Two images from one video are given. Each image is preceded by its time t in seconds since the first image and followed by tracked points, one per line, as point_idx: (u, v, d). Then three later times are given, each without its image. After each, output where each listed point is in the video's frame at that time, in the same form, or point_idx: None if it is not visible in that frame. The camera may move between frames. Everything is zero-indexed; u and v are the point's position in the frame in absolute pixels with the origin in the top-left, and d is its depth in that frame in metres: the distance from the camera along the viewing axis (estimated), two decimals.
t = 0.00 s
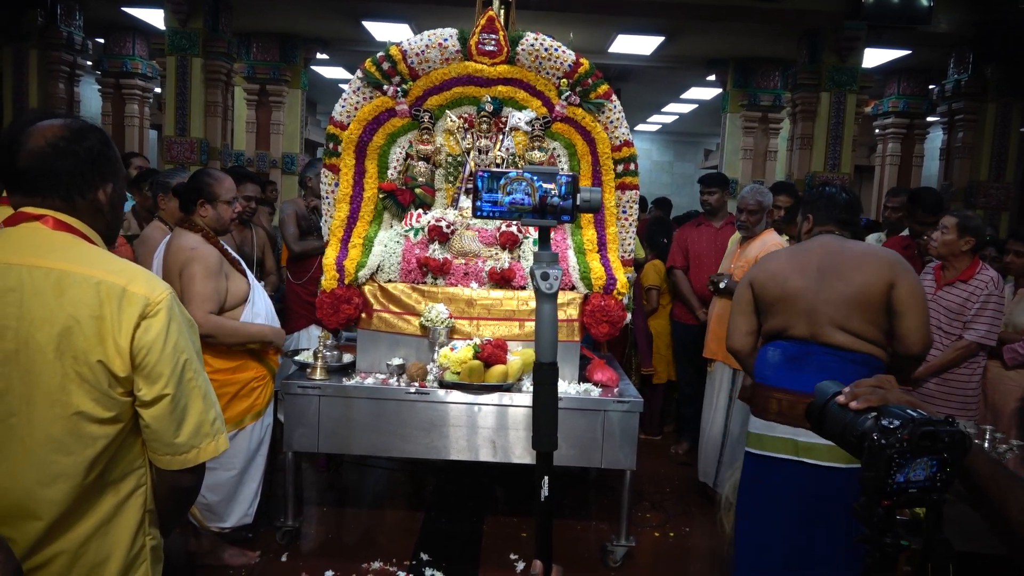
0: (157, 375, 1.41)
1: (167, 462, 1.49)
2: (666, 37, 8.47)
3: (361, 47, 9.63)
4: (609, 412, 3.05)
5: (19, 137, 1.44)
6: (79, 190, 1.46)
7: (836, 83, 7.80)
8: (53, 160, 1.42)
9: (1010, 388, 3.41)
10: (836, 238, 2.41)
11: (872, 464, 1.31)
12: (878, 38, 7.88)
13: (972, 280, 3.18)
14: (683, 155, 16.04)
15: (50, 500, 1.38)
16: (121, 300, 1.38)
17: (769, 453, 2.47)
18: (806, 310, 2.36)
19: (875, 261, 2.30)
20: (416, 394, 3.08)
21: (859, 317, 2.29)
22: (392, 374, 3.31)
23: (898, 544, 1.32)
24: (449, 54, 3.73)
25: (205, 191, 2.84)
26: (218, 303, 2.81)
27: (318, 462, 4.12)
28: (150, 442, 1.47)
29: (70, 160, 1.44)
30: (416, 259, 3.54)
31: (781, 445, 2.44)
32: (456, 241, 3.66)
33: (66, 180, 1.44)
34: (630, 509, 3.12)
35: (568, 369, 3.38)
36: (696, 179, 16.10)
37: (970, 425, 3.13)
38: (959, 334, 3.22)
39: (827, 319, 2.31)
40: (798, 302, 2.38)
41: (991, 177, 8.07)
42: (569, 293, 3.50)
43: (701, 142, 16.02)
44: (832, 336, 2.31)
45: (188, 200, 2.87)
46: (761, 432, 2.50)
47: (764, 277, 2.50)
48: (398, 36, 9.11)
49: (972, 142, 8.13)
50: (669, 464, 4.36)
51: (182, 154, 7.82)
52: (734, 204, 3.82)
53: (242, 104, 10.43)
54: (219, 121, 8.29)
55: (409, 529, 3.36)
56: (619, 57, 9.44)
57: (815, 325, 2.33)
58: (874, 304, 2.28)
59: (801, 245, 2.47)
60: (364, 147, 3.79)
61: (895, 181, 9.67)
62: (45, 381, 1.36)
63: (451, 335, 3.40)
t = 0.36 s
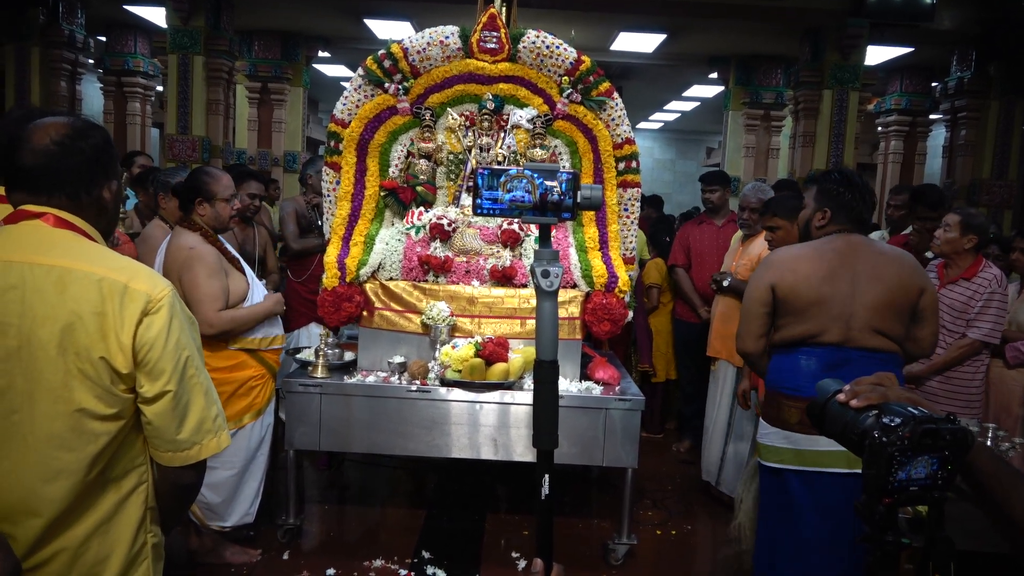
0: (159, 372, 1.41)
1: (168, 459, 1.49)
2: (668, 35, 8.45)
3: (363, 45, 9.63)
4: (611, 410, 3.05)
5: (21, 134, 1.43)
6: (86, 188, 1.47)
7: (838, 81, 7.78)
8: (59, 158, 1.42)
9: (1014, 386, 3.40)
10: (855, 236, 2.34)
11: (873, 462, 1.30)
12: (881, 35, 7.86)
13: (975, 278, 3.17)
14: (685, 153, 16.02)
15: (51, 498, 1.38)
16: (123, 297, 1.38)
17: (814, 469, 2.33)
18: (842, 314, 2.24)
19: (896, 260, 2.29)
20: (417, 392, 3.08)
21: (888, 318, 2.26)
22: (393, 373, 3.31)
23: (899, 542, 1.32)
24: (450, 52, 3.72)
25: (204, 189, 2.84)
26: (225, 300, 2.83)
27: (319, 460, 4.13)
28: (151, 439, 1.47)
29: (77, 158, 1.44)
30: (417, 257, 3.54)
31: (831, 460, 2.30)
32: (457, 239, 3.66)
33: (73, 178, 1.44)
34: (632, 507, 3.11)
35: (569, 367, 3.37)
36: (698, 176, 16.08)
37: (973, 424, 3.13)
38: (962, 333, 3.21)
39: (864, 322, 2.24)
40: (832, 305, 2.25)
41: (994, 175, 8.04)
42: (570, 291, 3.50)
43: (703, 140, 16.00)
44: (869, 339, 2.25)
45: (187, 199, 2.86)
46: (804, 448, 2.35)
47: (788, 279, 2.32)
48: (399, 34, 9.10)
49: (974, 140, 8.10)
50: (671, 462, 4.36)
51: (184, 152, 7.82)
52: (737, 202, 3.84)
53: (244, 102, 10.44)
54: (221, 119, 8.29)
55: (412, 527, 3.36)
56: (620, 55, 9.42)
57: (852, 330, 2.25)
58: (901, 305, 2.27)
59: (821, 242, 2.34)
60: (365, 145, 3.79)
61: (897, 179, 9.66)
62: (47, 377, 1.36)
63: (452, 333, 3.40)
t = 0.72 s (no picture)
0: (162, 367, 1.41)
1: (171, 455, 1.49)
2: (672, 32, 8.43)
3: (365, 42, 9.62)
4: (613, 408, 3.05)
5: (25, 130, 1.43)
6: (91, 183, 1.47)
7: (841, 79, 7.78)
8: (65, 154, 1.42)
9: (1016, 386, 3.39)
10: (825, 234, 2.28)
11: (874, 460, 1.30)
12: (885, 33, 7.83)
13: (978, 278, 3.16)
14: (687, 151, 16.00)
15: (53, 493, 1.38)
16: (126, 293, 1.38)
17: (792, 467, 2.28)
18: (815, 316, 2.21)
19: (868, 258, 2.24)
20: (419, 389, 3.08)
21: (864, 316, 2.23)
22: (395, 370, 3.31)
23: (900, 540, 1.31)
24: (453, 49, 3.72)
25: (207, 186, 2.83)
26: (229, 296, 2.83)
27: (321, 457, 4.13)
28: (154, 435, 1.47)
29: (82, 153, 1.44)
30: (419, 254, 3.54)
31: (810, 458, 2.27)
32: (460, 236, 3.66)
33: (78, 173, 1.45)
34: (633, 505, 3.11)
35: (572, 364, 3.37)
36: (700, 175, 16.06)
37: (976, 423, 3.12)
38: (965, 332, 3.20)
39: (837, 322, 2.21)
40: (805, 307, 2.21)
41: (998, 174, 8.02)
42: (573, 289, 3.50)
43: (706, 138, 15.98)
44: (843, 339, 2.22)
45: (190, 195, 2.85)
46: (778, 448, 2.29)
47: (760, 283, 2.26)
48: (403, 31, 9.09)
49: (978, 139, 8.08)
50: (672, 460, 4.36)
51: (187, 148, 7.84)
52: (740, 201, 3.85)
53: (247, 98, 10.43)
54: (224, 116, 8.29)
55: (414, 524, 3.36)
56: (624, 53, 9.41)
57: (824, 330, 2.22)
58: (875, 302, 2.24)
59: (793, 242, 2.28)
60: (368, 142, 3.78)
61: (900, 178, 9.64)
62: (50, 373, 1.36)
63: (454, 331, 3.40)
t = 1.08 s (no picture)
0: (164, 364, 1.41)
1: (173, 451, 1.49)
2: (677, 31, 8.41)
3: (369, 38, 9.62)
4: (614, 407, 3.05)
5: (29, 124, 1.42)
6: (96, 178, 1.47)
7: (846, 79, 7.77)
8: (70, 149, 1.42)
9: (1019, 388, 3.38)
10: (780, 232, 2.32)
11: (878, 461, 1.30)
12: (890, 33, 7.81)
13: (982, 279, 3.15)
14: (691, 150, 15.98)
15: (54, 489, 1.38)
16: (129, 289, 1.38)
17: (724, 457, 2.33)
18: (753, 307, 2.27)
19: (813, 249, 2.21)
20: (421, 386, 3.08)
21: (810, 310, 2.19)
22: (397, 367, 3.31)
23: (901, 543, 1.29)
24: (457, 46, 3.72)
25: (216, 181, 2.83)
26: (235, 292, 2.83)
27: (323, 453, 4.13)
28: (156, 431, 1.47)
29: (87, 148, 1.44)
30: (423, 251, 3.54)
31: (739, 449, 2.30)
32: (463, 233, 3.65)
33: (82, 168, 1.44)
34: (634, 504, 3.11)
35: (574, 363, 3.37)
36: (704, 174, 16.03)
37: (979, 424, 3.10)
38: (968, 333, 3.20)
39: (777, 313, 2.23)
40: (744, 298, 2.29)
41: (1003, 176, 7.99)
42: (576, 287, 3.50)
43: (709, 137, 15.95)
44: (785, 331, 2.22)
45: (197, 189, 2.85)
46: (712, 436, 2.36)
47: (708, 277, 2.41)
48: (407, 28, 9.07)
49: (983, 140, 8.04)
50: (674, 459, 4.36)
51: (190, 143, 7.82)
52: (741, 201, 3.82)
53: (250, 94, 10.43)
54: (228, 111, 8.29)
55: (414, 521, 3.36)
56: (629, 51, 9.39)
57: (765, 321, 2.25)
58: (824, 296, 2.18)
59: (744, 239, 2.38)
60: (372, 139, 3.79)
61: (904, 178, 9.60)
62: (52, 368, 1.36)
63: (457, 328, 3.39)
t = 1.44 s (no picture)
0: (167, 358, 1.41)
1: (174, 445, 1.49)
2: (681, 29, 8.40)
3: (374, 35, 9.61)
4: (617, 405, 3.04)
5: (30, 118, 1.42)
6: (97, 172, 1.47)
7: (851, 78, 7.75)
8: (72, 143, 1.42)
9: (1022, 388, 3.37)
10: (792, 235, 2.30)
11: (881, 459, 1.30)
12: (895, 32, 7.80)
13: (985, 279, 3.14)
14: (695, 148, 15.96)
15: (56, 483, 1.38)
16: (131, 283, 1.38)
17: (694, 449, 2.42)
18: (744, 302, 2.33)
19: (810, 250, 2.18)
20: (423, 383, 3.08)
21: (794, 310, 2.16)
22: (400, 363, 3.31)
23: (904, 541, 1.29)
24: (461, 42, 3.71)
25: (223, 176, 2.83)
26: (239, 287, 2.84)
27: (324, 449, 4.14)
28: (158, 425, 1.47)
29: (89, 142, 1.44)
30: (425, 247, 3.53)
31: (703, 441, 2.38)
32: (466, 231, 3.65)
33: (85, 162, 1.45)
34: (635, 502, 3.12)
35: (576, 361, 3.37)
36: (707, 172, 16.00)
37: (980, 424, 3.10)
38: (971, 333, 3.20)
39: (759, 311, 2.26)
40: (742, 293, 2.37)
41: (1007, 176, 7.85)
42: (579, 285, 3.50)
43: (713, 136, 15.93)
44: (763, 329, 2.24)
45: (203, 184, 2.85)
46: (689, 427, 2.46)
47: (729, 273, 2.52)
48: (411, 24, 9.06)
49: (988, 140, 7.98)
50: (675, 458, 4.36)
51: (195, 139, 7.76)
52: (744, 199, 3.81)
53: (254, 90, 10.42)
54: (231, 107, 8.28)
55: (416, 517, 3.37)
56: (633, 49, 9.38)
57: (749, 318, 2.29)
58: (807, 299, 2.14)
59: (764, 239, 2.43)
60: (375, 135, 3.79)
61: (908, 178, 9.56)
62: (54, 362, 1.36)
63: (459, 325, 3.40)
